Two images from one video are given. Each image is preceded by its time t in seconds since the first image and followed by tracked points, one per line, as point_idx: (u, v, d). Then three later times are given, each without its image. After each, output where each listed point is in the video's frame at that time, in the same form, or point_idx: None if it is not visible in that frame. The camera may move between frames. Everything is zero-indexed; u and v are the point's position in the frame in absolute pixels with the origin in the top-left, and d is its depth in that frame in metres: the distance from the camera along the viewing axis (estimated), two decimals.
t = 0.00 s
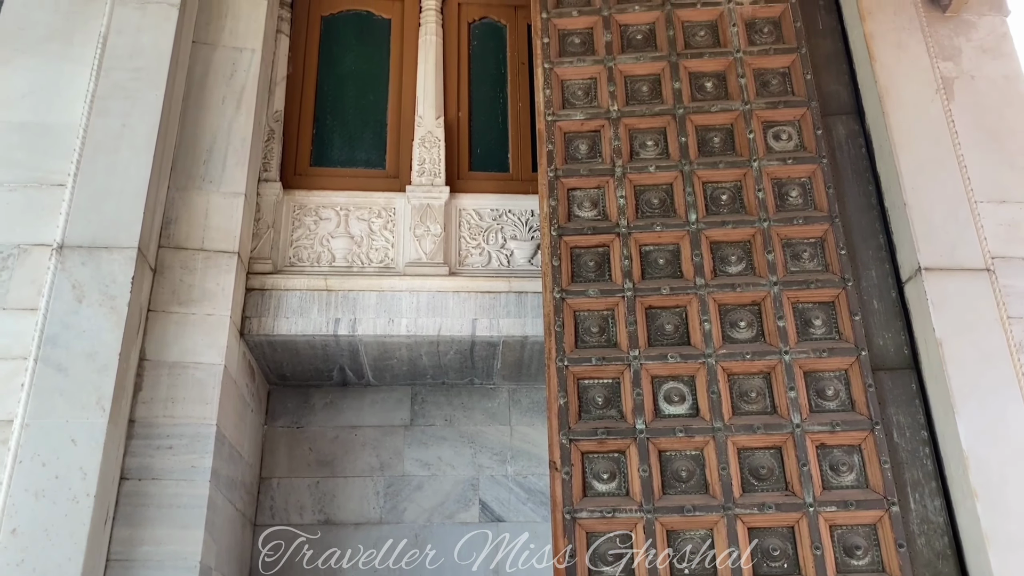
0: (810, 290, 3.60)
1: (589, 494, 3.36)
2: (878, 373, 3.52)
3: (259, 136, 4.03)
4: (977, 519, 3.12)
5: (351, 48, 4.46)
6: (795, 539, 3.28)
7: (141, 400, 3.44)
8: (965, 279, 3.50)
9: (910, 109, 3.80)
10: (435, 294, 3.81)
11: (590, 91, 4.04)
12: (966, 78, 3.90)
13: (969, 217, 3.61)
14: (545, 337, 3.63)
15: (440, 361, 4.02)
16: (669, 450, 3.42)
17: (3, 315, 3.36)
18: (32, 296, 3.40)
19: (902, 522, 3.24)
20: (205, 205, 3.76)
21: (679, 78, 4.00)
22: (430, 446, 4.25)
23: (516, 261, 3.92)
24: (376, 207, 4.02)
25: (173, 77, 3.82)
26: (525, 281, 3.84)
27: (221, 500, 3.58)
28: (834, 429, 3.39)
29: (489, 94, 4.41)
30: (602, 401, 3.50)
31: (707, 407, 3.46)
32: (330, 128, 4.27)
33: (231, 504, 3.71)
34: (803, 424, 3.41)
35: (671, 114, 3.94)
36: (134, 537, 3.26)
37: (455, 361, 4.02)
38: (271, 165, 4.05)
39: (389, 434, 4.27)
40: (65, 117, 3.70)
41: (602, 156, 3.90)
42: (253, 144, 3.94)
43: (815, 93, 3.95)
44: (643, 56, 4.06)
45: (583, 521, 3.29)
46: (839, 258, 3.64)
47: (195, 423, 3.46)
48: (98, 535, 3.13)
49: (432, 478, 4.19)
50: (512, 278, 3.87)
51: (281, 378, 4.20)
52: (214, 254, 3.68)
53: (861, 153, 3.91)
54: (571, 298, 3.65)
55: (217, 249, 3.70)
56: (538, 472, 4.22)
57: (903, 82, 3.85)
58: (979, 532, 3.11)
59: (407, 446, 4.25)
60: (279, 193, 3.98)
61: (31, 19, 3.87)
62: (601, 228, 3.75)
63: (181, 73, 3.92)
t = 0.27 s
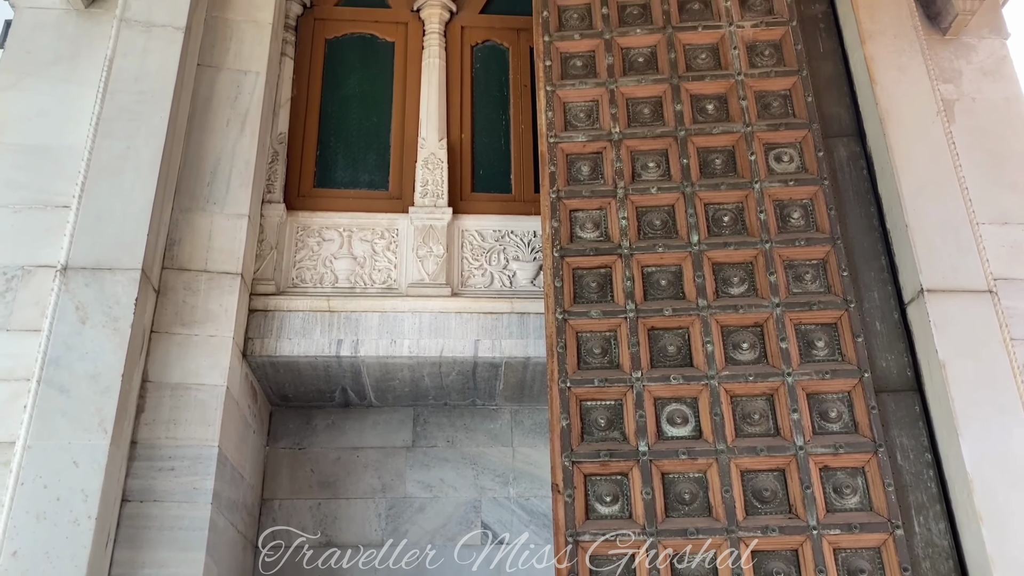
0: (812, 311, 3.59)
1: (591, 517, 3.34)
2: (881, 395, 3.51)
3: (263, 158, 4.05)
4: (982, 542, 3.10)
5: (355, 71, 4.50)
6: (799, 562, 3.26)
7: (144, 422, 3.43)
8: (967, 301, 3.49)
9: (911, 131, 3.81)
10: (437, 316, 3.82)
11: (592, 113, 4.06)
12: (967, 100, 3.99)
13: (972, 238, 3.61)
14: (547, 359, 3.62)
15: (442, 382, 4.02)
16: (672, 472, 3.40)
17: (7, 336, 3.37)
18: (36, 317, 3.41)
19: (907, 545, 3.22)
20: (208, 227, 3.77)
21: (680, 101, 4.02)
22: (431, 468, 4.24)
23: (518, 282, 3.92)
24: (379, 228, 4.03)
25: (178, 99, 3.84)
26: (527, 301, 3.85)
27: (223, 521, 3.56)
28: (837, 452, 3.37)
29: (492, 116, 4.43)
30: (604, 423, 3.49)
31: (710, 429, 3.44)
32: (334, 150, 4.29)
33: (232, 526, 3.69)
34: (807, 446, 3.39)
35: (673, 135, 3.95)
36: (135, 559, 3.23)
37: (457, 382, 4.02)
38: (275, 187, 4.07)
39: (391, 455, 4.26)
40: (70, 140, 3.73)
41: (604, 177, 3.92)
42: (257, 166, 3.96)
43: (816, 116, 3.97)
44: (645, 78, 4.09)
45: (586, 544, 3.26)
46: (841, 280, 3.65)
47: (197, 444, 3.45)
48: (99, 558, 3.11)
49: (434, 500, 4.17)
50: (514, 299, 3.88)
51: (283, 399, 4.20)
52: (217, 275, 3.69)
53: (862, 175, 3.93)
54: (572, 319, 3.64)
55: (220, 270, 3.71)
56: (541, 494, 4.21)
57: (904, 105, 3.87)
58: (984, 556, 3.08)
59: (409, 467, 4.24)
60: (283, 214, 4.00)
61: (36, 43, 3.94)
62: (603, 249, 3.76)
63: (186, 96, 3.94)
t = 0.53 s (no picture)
0: (816, 330, 3.59)
1: (595, 537, 3.33)
2: (886, 415, 3.50)
3: (267, 177, 4.07)
4: (988, 563, 3.07)
5: (359, 91, 4.52)
6: None
7: (146, 441, 3.42)
8: (971, 320, 3.48)
9: (913, 150, 3.82)
10: (440, 334, 3.82)
11: (595, 132, 4.08)
12: (968, 119, 4.01)
13: (975, 256, 3.60)
14: (550, 378, 3.61)
15: (445, 401, 4.01)
16: (676, 492, 3.39)
17: (11, 355, 3.37)
18: (40, 336, 3.41)
19: (913, 566, 3.20)
20: (212, 245, 3.78)
21: (683, 120, 4.04)
22: (434, 487, 4.23)
23: (521, 301, 3.93)
24: (382, 247, 4.04)
25: (183, 118, 3.86)
26: (530, 320, 3.85)
27: (225, 541, 3.54)
28: (842, 472, 3.34)
29: (495, 135, 4.45)
30: (608, 443, 3.48)
31: (714, 448, 3.43)
32: (337, 169, 4.31)
33: (234, 546, 3.67)
34: (811, 465, 3.37)
35: (676, 155, 3.96)
36: None
37: (460, 401, 4.01)
38: (279, 206, 4.08)
39: (393, 475, 4.25)
40: (76, 160, 3.76)
41: (607, 197, 3.93)
42: (261, 185, 3.98)
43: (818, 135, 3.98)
44: (647, 98, 4.11)
45: (589, 565, 3.25)
46: (845, 298, 3.64)
47: (199, 464, 3.43)
48: None
49: (437, 519, 4.16)
50: (517, 318, 3.88)
51: (286, 417, 4.19)
52: (221, 294, 3.70)
53: (864, 194, 3.93)
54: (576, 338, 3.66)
55: (224, 289, 3.71)
56: (544, 514, 4.19)
57: (907, 124, 3.88)
58: None
59: (412, 487, 4.22)
60: (287, 233, 4.01)
61: (42, 63, 3.98)
62: (606, 267, 3.76)
63: (191, 115, 3.96)
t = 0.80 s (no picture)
0: (819, 352, 3.58)
1: (599, 560, 3.30)
2: (890, 436, 3.46)
3: (271, 199, 4.09)
4: None
5: (363, 113, 4.55)
6: None
7: (149, 463, 3.40)
8: (975, 341, 3.48)
9: (916, 171, 3.83)
10: (444, 355, 3.81)
11: (597, 154, 4.10)
12: (970, 140, 4.04)
13: (978, 278, 3.60)
14: (553, 400, 3.59)
15: (448, 423, 4.00)
16: (680, 515, 3.37)
17: (15, 377, 3.38)
18: (44, 358, 3.42)
19: None
20: (216, 267, 3.79)
21: (685, 142, 4.05)
22: (437, 510, 4.21)
23: (525, 321, 3.94)
24: (386, 268, 4.06)
25: (188, 140, 3.88)
26: (534, 341, 3.85)
27: (227, 564, 3.51)
28: (846, 494, 3.32)
29: (498, 156, 4.47)
30: (612, 465, 3.46)
31: (718, 471, 3.41)
32: (341, 190, 4.33)
33: (236, 569, 3.64)
34: (816, 488, 3.35)
35: (678, 176, 3.98)
36: None
37: (463, 422, 4.01)
38: (283, 227, 4.10)
39: (396, 497, 4.23)
40: (82, 183, 3.79)
41: (609, 218, 3.94)
42: (265, 207, 4.00)
43: (821, 156, 3.99)
44: (650, 120, 4.13)
45: None
46: (848, 320, 3.64)
47: (202, 486, 3.41)
48: None
49: (440, 542, 4.13)
50: (520, 339, 3.88)
51: (289, 439, 4.19)
52: (224, 316, 3.70)
53: (867, 215, 3.93)
54: (579, 359, 3.63)
55: (228, 310, 3.72)
56: (547, 537, 4.17)
57: (908, 145, 3.89)
58: None
59: (414, 509, 4.20)
60: (290, 254, 4.02)
61: (48, 86, 4.01)
62: (609, 289, 3.76)
63: (196, 138, 3.99)
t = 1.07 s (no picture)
0: (824, 373, 3.57)
1: None
2: (895, 459, 3.43)
3: (275, 221, 4.10)
4: None
5: (367, 135, 4.58)
6: None
7: (152, 486, 3.38)
8: (980, 363, 3.46)
9: (918, 192, 3.84)
10: (447, 377, 3.81)
11: (600, 176, 4.12)
12: (972, 162, 4.05)
13: (982, 299, 3.60)
14: (557, 422, 3.57)
15: (451, 445, 3.99)
16: (684, 538, 3.32)
17: (19, 399, 3.37)
18: (48, 380, 3.42)
19: None
20: (220, 290, 3.80)
21: (688, 164, 4.07)
22: (440, 532, 4.18)
23: (528, 343, 3.94)
24: (389, 289, 4.07)
25: (193, 163, 3.91)
26: (537, 363, 3.85)
27: None
28: (852, 517, 3.29)
29: (501, 178, 4.49)
30: (616, 488, 3.43)
31: (723, 493, 3.38)
32: (345, 212, 4.35)
33: None
34: (821, 511, 3.32)
35: (681, 198, 3.99)
36: None
37: (466, 444, 3.99)
38: (287, 250, 4.11)
39: (399, 519, 4.22)
40: (87, 206, 3.81)
41: (613, 240, 3.94)
42: (270, 229, 4.02)
43: (823, 178, 4.00)
44: (652, 142, 4.15)
45: None
46: (853, 341, 3.64)
47: (204, 509, 3.39)
48: None
49: (443, 565, 4.10)
50: (523, 361, 3.88)
51: (292, 461, 4.18)
52: (228, 338, 3.71)
53: (870, 237, 3.93)
54: (582, 381, 3.61)
55: (232, 333, 3.72)
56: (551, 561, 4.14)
57: (911, 167, 3.90)
58: None
59: (418, 531, 4.18)
60: (294, 277, 4.03)
61: (55, 110, 4.04)
62: (612, 310, 3.76)
63: (201, 161, 4.01)
